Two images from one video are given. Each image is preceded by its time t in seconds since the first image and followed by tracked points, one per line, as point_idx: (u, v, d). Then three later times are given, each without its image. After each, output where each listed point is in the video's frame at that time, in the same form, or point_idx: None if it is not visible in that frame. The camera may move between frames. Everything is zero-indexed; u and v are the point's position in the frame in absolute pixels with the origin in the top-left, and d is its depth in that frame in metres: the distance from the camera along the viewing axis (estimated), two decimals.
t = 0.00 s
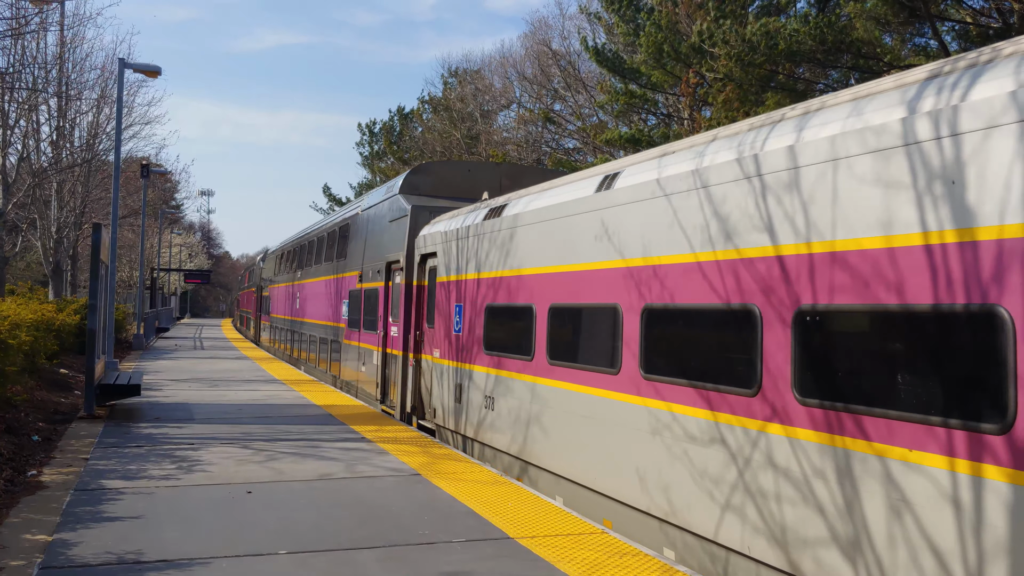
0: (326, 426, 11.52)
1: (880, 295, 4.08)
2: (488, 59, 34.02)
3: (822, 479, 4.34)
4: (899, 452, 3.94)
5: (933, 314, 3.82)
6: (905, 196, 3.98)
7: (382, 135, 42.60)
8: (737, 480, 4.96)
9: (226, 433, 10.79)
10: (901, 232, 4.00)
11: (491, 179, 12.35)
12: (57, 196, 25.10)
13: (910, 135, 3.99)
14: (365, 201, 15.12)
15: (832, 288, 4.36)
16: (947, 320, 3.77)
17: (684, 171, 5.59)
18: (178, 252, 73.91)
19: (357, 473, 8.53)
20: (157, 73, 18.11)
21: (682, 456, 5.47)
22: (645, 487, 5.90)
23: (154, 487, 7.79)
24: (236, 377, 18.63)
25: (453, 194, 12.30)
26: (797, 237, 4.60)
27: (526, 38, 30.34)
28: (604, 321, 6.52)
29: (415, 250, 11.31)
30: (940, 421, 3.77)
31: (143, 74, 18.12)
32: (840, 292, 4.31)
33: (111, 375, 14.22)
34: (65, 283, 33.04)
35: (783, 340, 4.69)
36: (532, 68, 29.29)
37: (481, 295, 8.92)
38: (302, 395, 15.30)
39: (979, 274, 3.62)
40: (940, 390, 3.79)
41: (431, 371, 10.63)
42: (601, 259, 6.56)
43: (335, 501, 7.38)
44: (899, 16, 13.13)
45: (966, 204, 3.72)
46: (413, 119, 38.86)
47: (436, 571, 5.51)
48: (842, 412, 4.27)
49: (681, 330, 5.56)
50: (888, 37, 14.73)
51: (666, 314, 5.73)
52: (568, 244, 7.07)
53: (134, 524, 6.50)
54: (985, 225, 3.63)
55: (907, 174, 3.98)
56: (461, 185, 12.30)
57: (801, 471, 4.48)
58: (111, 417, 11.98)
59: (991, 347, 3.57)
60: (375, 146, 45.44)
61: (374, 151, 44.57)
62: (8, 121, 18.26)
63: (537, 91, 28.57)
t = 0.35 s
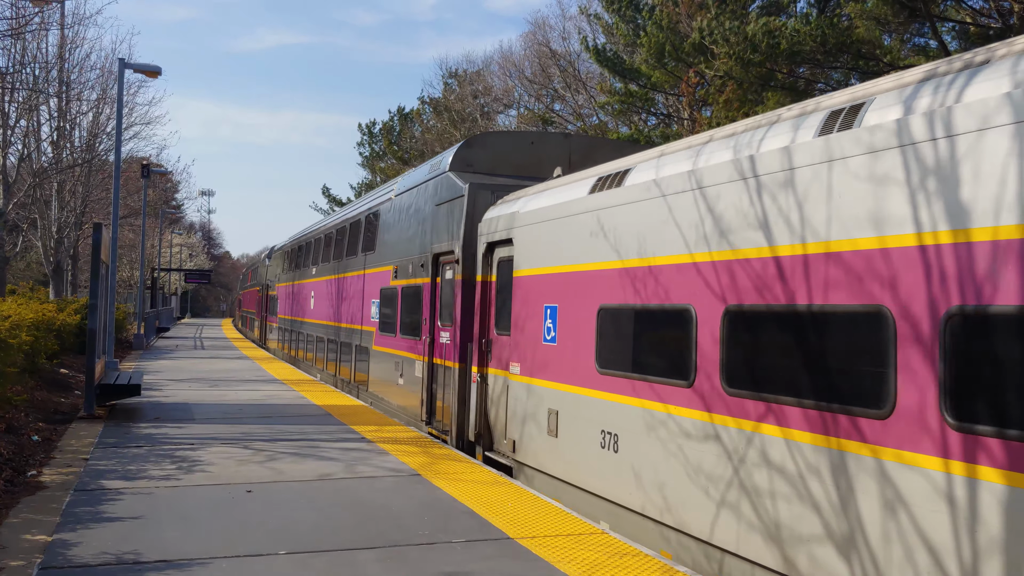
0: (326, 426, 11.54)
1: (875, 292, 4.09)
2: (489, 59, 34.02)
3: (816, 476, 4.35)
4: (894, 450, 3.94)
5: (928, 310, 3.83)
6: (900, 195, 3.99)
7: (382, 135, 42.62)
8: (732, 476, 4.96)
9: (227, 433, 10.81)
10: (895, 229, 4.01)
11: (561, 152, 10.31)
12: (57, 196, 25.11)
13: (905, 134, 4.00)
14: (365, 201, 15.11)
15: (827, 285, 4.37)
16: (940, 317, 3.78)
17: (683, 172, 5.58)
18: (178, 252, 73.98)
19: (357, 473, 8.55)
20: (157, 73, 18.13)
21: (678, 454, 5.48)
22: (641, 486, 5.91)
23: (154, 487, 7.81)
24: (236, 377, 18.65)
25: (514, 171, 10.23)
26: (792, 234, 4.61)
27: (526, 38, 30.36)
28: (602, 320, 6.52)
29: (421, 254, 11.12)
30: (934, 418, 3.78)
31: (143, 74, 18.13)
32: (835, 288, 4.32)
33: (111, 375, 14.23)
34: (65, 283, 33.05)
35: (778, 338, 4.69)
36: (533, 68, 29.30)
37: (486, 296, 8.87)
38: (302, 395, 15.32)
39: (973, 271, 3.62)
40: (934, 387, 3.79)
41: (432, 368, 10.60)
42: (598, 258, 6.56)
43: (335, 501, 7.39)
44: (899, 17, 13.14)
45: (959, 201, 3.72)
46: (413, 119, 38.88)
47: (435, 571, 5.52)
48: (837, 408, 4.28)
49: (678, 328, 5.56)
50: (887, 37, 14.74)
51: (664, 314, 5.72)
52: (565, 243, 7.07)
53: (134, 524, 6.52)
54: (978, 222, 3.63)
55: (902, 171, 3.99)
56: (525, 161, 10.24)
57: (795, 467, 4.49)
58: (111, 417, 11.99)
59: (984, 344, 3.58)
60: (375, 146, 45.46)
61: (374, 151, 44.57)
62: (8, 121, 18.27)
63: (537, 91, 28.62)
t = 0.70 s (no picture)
0: (326, 426, 11.53)
1: (869, 288, 4.10)
2: (489, 59, 34.02)
3: (809, 471, 4.35)
4: (887, 446, 3.95)
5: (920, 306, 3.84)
6: (896, 192, 3.99)
7: (382, 135, 42.61)
8: (727, 472, 4.97)
9: (227, 433, 10.80)
10: (890, 226, 4.01)
11: (661, 115, 8.41)
12: (57, 196, 25.09)
13: (900, 131, 4.00)
14: (365, 200, 15.09)
15: (820, 281, 4.38)
16: (933, 313, 3.78)
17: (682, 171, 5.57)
18: (178, 252, 74.00)
19: (357, 473, 8.54)
20: (157, 73, 18.13)
21: (674, 450, 5.47)
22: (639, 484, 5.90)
23: (154, 486, 7.80)
24: (236, 377, 18.64)
25: (606, 137, 8.28)
26: (786, 229, 4.62)
27: (526, 38, 30.36)
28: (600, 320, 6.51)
29: (422, 253, 11.08)
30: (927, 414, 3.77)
31: (143, 74, 18.12)
32: (829, 285, 4.33)
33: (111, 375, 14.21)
34: (65, 283, 33.03)
35: (772, 334, 4.69)
36: (533, 68, 29.28)
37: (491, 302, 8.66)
38: (302, 395, 15.31)
39: (967, 269, 3.63)
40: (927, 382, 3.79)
41: (433, 367, 10.57)
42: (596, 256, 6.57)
43: (335, 501, 7.38)
44: (899, 17, 13.16)
45: (954, 198, 3.72)
46: (413, 119, 38.87)
47: (436, 571, 5.52)
48: (830, 404, 4.28)
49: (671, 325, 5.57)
50: (887, 37, 14.76)
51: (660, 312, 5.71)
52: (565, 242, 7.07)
53: (135, 524, 6.51)
54: (973, 217, 3.63)
55: (897, 168, 3.99)
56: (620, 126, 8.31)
57: (789, 463, 4.50)
58: (111, 417, 11.98)
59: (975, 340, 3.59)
60: (375, 146, 45.44)
61: (374, 151, 44.55)
62: (8, 121, 18.25)
63: (536, 91, 28.61)
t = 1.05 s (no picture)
0: (326, 426, 11.53)
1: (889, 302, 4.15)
2: (488, 59, 33.97)
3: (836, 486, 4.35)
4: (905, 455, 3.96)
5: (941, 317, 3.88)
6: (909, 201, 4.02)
7: (382, 135, 42.58)
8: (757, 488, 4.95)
9: (227, 433, 10.79)
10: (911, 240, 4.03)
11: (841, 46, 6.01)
12: (57, 196, 25.07)
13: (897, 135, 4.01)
14: (365, 200, 15.08)
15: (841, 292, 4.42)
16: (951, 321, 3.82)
17: (679, 171, 5.48)
18: (178, 252, 74.07)
19: (357, 473, 8.54)
20: (157, 73, 18.13)
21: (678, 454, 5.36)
22: (639, 483, 5.89)
23: (154, 486, 7.79)
24: (236, 377, 18.62)
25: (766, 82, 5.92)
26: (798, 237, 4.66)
27: (526, 38, 30.32)
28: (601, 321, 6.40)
29: (422, 253, 11.04)
30: (944, 424, 3.79)
31: (143, 74, 18.13)
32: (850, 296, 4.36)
33: (111, 375, 14.21)
34: (64, 283, 33.00)
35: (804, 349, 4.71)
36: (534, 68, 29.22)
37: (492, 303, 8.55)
38: (302, 395, 15.30)
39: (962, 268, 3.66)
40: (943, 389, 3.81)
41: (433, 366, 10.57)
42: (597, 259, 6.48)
43: (335, 501, 7.38)
44: (899, 17, 13.15)
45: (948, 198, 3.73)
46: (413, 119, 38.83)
47: (436, 571, 5.52)
48: (851, 415, 4.31)
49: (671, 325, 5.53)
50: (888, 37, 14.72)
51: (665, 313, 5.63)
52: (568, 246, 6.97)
53: (135, 523, 6.51)
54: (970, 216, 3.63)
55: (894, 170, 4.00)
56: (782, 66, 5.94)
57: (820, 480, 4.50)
58: (111, 417, 11.97)
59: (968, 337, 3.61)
60: (375, 146, 45.39)
61: (374, 151, 44.49)
62: (8, 120, 18.24)
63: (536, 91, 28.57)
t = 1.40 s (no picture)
0: (327, 426, 11.53)
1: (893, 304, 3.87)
2: (488, 59, 34.00)
3: (825, 480, 4.13)
4: (913, 462, 3.71)
5: (952, 320, 3.61)
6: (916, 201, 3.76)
7: (382, 135, 42.63)
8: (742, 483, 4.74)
9: (227, 433, 10.78)
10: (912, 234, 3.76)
11: None
12: (56, 196, 25.08)
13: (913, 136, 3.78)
14: (364, 200, 15.09)
15: (832, 289, 4.13)
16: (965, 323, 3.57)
17: (691, 176, 5.31)
18: (178, 252, 74.15)
19: (357, 473, 8.53)
20: (157, 73, 18.12)
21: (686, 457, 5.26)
22: (639, 484, 5.83)
23: (154, 486, 7.78)
24: (236, 377, 18.62)
25: None
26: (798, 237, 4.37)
27: (526, 38, 30.36)
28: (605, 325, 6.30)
29: (422, 254, 11.08)
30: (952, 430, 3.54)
31: (143, 74, 18.12)
32: (841, 292, 4.07)
33: (111, 375, 14.19)
34: (64, 283, 33.03)
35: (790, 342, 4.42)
36: (534, 69, 29.25)
37: (492, 303, 8.51)
38: (302, 395, 15.30)
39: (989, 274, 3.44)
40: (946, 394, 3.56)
41: (433, 368, 10.57)
42: (602, 262, 6.35)
43: (335, 501, 7.37)
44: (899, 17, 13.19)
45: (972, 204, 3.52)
46: (412, 120, 38.90)
47: (436, 571, 5.51)
48: (843, 412, 4.04)
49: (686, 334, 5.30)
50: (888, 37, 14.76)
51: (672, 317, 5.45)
52: (571, 250, 6.86)
53: (135, 523, 6.50)
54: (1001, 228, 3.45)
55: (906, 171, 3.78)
56: None
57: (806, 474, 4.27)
58: (111, 417, 11.96)
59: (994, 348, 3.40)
60: (375, 146, 45.46)
61: (374, 151, 44.53)
62: (8, 120, 18.24)
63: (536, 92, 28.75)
